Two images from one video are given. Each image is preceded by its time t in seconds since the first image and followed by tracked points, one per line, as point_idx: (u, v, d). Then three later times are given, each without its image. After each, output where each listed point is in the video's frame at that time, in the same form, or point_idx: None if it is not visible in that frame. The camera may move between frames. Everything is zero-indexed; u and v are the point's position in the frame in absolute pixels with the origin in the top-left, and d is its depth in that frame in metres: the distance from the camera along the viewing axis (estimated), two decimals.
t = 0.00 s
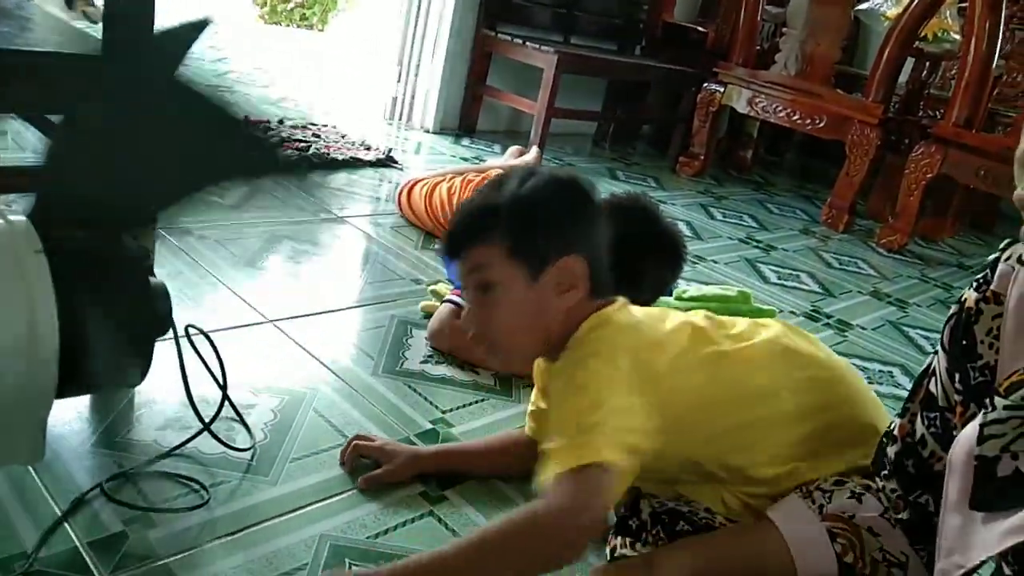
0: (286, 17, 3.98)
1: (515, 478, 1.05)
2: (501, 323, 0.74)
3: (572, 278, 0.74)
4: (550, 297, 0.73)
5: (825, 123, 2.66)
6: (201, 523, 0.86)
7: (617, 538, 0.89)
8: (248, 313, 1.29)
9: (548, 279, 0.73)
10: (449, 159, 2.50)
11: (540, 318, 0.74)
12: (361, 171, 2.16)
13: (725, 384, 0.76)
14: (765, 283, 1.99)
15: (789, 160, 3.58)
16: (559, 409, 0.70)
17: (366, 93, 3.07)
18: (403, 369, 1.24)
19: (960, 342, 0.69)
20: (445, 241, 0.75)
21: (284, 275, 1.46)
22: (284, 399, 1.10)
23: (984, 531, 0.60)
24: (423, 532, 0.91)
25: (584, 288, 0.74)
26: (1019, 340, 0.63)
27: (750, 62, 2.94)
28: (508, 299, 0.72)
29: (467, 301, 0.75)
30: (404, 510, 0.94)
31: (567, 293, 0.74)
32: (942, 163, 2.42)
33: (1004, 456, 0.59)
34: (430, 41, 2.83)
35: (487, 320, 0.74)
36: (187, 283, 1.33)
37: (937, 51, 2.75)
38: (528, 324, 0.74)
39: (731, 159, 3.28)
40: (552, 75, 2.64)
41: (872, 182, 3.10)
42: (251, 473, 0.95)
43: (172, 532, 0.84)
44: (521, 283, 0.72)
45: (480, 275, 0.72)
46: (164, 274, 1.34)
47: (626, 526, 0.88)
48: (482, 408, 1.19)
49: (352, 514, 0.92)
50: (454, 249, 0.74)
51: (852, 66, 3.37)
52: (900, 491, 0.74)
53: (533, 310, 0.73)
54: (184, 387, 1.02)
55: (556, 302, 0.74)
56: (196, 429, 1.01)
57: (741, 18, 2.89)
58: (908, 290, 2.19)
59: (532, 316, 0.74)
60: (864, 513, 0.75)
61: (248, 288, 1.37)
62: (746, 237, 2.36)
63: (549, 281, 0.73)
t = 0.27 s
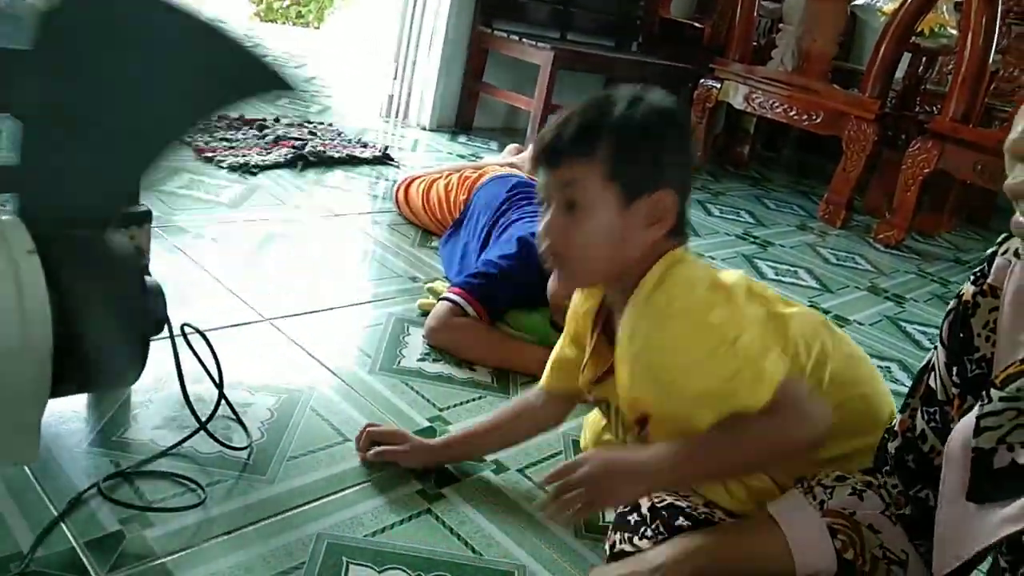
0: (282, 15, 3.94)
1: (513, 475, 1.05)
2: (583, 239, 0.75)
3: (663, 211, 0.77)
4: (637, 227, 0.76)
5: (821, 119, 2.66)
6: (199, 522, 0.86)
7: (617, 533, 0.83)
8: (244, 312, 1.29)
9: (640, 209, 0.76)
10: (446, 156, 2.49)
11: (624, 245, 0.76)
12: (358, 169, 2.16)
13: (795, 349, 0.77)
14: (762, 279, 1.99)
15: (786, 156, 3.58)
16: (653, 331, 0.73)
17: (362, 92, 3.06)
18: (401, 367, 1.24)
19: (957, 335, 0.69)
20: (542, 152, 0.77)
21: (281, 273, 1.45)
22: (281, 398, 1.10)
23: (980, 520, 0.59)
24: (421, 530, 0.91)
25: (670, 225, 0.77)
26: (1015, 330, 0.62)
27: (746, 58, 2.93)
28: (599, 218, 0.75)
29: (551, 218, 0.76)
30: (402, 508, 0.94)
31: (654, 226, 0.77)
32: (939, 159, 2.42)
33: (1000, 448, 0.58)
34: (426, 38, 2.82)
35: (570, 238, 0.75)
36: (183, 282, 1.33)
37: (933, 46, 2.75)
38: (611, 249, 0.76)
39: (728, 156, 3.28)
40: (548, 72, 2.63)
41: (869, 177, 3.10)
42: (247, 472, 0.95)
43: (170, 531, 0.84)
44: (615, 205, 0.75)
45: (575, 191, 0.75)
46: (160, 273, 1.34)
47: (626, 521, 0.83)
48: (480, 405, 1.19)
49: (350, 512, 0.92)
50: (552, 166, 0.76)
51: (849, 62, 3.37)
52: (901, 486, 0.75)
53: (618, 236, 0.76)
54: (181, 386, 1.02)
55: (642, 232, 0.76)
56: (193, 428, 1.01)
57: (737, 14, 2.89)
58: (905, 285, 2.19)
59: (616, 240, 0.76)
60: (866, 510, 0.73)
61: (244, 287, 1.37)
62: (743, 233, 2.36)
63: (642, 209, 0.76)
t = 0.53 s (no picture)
0: (279, 10, 3.98)
1: (509, 472, 1.05)
2: (663, 173, 0.76)
3: (745, 159, 0.78)
4: (719, 169, 0.77)
5: (818, 113, 2.67)
6: (194, 519, 0.86)
7: (612, 530, 0.82)
8: (240, 309, 1.29)
9: (725, 151, 0.77)
10: (442, 152, 2.48)
11: (701, 184, 0.77)
12: (354, 165, 2.15)
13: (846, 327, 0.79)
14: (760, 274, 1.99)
15: (784, 150, 3.58)
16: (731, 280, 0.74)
17: (358, 88, 3.05)
18: (396, 363, 1.24)
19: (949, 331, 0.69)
20: (632, 82, 0.78)
21: (277, 270, 1.45)
22: (277, 395, 1.10)
23: (976, 514, 0.59)
24: (417, 527, 0.91)
25: (748, 176, 0.78)
26: (1006, 327, 0.62)
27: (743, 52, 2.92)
28: (681, 153, 0.76)
29: (633, 149, 0.78)
30: (398, 504, 0.94)
31: (734, 172, 0.78)
32: (936, 153, 2.42)
33: (994, 444, 0.57)
34: (422, 33, 2.81)
35: (651, 171, 0.76)
36: (178, 280, 1.32)
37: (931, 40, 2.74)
38: (686, 189, 0.77)
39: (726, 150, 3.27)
40: (544, 67, 2.62)
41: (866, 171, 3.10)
42: (242, 470, 0.95)
43: (164, 528, 0.84)
44: (700, 143, 0.76)
45: (661, 125, 0.76)
46: (155, 271, 1.33)
47: (621, 518, 0.82)
48: (476, 402, 1.19)
49: (346, 509, 0.92)
50: (638, 98, 0.77)
51: (846, 56, 3.36)
52: (895, 482, 0.74)
53: (698, 177, 0.77)
54: (175, 383, 1.02)
55: (722, 175, 0.77)
56: (188, 426, 1.00)
57: (734, 8, 2.88)
58: (903, 280, 2.18)
59: (694, 178, 0.77)
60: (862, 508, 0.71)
61: (240, 284, 1.36)
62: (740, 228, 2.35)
63: (725, 151, 0.76)
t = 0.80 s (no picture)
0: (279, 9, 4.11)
1: (510, 469, 1.05)
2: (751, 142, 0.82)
3: (828, 134, 0.83)
4: (805, 143, 0.83)
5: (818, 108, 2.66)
6: (194, 519, 0.86)
7: (613, 526, 0.82)
8: (239, 308, 1.29)
9: (813, 125, 0.82)
10: (441, 149, 2.49)
11: (786, 157, 0.83)
12: (353, 163, 2.15)
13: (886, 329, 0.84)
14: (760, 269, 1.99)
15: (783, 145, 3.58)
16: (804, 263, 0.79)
17: (357, 85, 3.05)
18: (396, 362, 1.24)
19: (947, 328, 0.67)
20: (725, 52, 0.83)
21: (275, 269, 1.45)
22: (277, 395, 1.10)
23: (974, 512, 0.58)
24: (416, 526, 0.91)
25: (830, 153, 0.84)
26: (1006, 324, 0.61)
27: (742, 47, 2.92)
28: (769, 123, 0.82)
29: (717, 120, 0.83)
30: (397, 503, 0.94)
31: (818, 147, 0.84)
32: (936, 146, 2.42)
33: (993, 438, 0.57)
34: (420, 31, 2.81)
35: (736, 141, 0.82)
36: (177, 279, 1.32)
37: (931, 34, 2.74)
38: (770, 158, 0.82)
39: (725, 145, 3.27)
40: (543, 63, 2.62)
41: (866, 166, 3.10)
42: (242, 470, 0.95)
43: (165, 529, 0.84)
44: (788, 115, 0.81)
45: (749, 97, 0.82)
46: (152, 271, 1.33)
47: (622, 514, 0.81)
48: (476, 400, 1.19)
49: (346, 508, 0.92)
50: (728, 69, 0.82)
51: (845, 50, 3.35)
52: (895, 480, 0.72)
53: (780, 148, 0.82)
54: (174, 383, 1.02)
55: (807, 150, 0.83)
56: (187, 426, 1.00)
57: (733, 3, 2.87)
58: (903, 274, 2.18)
59: (779, 149, 0.82)
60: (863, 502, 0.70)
61: (239, 283, 1.36)
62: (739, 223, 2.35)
63: (813, 125, 0.82)
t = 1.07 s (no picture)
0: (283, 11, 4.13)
1: (515, 472, 1.05)
2: (795, 133, 0.82)
3: (875, 125, 0.83)
4: (852, 136, 0.83)
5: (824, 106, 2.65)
6: (199, 524, 0.86)
7: (619, 529, 0.82)
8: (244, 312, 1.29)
9: (860, 116, 0.83)
10: (446, 151, 2.49)
11: (831, 150, 0.83)
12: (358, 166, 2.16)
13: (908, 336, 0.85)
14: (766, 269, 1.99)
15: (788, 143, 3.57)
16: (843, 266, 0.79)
17: (362, 88, 3.05)
18: (400, 364, 1.24)
19: (956, 328, 0.66)
20: (770, 42, 0.84)
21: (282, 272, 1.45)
22: (282, 398, 1.10)
23: (982, 511, 0.58)
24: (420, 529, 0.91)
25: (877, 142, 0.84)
26: (1017, 325, 0.61)
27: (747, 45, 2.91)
28: (817, 115, 0.82)
29: (765, 108, 0.84)
30: (401, 507, 0.94)
31: (864, 140, 0.84)
32: (943, 144, 2.41)
33: (1002, 438, 0.56)
34: (424, 32, 2.81)
35: (779, 130, 0.83)
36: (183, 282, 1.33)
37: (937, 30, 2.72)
38: (811, 149, 0.83)
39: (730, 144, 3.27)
40: (547, 63, 2.62)
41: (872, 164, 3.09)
42: (247, 474, 0.95)
43: (170, 533, 0.84)
44: (835, 106, 0.82)
45: (796, 88, 0.82)
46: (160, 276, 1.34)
47: (627, 517, 0.81)
48: (480, 403, 1.18)
49: (350, 512, 0.92)
50: (776, 57, 0.82)
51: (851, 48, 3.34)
52: (901, 479, 0.71)
53: (826, 140, 0.83)
54: (179, 388, 1.02)
55: (854, 142, 0.84)
56: (192, 430, 1.01)
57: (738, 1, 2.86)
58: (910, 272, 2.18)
59: (824, 141, 0.83)
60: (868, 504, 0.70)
61: (245, 287, 1.37)
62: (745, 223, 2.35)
63: (861, 118, 0.83)
